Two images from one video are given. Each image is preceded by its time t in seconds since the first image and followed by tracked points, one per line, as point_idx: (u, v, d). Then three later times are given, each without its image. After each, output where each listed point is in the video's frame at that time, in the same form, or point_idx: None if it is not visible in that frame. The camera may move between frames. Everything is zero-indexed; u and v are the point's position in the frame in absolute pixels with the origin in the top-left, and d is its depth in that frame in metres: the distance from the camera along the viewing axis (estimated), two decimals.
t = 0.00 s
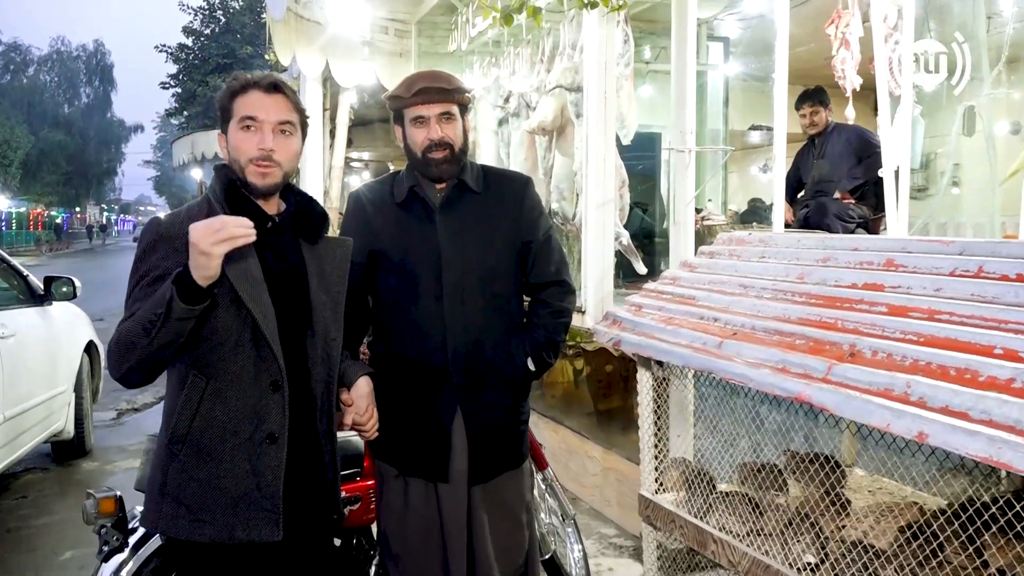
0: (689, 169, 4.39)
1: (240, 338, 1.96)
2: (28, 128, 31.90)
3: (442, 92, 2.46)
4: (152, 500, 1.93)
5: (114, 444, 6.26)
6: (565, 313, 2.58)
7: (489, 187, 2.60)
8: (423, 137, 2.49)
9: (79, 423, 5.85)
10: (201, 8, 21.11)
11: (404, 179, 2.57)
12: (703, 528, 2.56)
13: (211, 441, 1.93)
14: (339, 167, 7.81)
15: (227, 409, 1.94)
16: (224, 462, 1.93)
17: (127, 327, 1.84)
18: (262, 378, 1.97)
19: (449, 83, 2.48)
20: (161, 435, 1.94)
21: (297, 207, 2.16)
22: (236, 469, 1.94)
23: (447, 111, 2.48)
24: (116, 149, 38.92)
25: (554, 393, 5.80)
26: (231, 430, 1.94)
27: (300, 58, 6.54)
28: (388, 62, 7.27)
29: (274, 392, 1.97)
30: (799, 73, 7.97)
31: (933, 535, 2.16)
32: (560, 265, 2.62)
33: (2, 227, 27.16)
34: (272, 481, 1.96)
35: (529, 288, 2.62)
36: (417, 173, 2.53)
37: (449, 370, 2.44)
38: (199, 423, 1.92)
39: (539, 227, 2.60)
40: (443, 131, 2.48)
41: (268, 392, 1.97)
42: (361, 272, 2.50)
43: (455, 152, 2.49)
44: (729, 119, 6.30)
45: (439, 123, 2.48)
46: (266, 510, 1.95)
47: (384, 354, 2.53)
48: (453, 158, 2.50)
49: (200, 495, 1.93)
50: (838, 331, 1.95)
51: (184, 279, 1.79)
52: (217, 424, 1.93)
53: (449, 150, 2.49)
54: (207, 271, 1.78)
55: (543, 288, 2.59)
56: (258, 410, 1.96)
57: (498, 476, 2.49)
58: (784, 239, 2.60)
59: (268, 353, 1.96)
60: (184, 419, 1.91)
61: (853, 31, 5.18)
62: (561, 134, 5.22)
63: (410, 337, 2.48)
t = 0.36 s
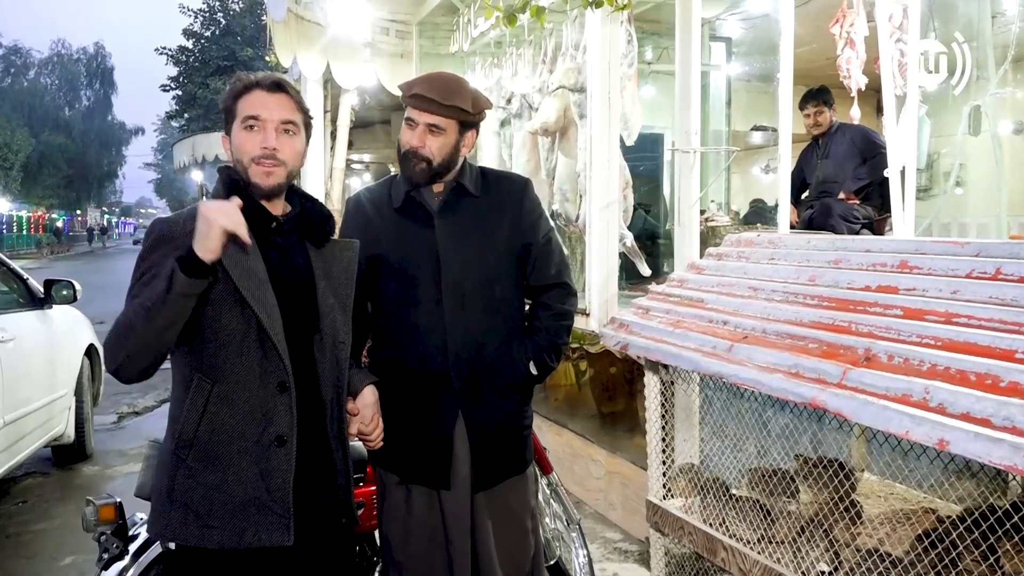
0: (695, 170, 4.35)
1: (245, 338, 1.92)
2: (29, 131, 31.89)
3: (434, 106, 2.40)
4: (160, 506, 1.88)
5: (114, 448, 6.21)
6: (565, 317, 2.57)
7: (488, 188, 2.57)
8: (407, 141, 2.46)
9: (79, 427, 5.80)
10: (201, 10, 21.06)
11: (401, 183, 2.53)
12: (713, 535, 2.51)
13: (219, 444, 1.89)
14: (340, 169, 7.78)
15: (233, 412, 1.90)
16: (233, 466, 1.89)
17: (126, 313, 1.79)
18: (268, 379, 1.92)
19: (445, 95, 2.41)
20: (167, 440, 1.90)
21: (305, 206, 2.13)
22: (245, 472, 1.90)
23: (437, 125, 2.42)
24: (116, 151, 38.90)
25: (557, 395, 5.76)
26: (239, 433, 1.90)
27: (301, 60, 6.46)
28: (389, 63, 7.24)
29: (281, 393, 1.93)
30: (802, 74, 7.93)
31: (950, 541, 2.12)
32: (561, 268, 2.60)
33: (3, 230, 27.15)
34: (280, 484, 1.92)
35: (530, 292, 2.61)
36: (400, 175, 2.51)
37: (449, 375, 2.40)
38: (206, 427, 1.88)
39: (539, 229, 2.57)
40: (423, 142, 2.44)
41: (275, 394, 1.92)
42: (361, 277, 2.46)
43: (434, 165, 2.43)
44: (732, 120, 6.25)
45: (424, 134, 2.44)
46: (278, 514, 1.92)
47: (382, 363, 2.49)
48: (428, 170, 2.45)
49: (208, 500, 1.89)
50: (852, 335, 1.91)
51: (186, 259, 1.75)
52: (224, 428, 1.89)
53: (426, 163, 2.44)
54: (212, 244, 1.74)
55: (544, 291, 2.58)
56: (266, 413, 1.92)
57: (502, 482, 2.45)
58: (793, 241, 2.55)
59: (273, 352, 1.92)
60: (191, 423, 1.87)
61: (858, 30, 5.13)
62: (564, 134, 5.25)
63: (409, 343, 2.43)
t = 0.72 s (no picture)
0: (701, 172, 4.30)
1: (258, 341, 1.88)
2: (36, 136, 32.02)
3: (441, 114, 2.35)
4: (168, 507, 1.84)
5: (117, 453, 6.18)
6: (569, 324, 2.51)
7: (492, 194, 2.53)
8: (411, 145, 2.41)
9: (83, 432, 5.78)
10: (206, 14, 21.08)
11: (403, 188, 2.49)
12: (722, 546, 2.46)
13: (229, 448, 1.85)
14: (344, 173, 7.77)
15: (244, 415, 1.86)
16: (241, 471, 1.85)
17: (147, 341, 1.79)
18: (280, 385, 1.88)
19: (452, 103, 2.36)
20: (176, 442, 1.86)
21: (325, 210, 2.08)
22: (252, 478, 1.85)
23: (444, 133, 2.38)
24: (122, 156, 39.03)
25: (563, 400, 5.72)
26: (248, 438, 1.86)
27: (305, 64, 6.34)
28: (392, 67, 7.21)
29: (292, 400, 1.89)
30: (808, 75, 7.87)
31: (966, 554, 2.06)
32: (564, 274, 2.56)
33: (9, 236, 27.24)
34: (286, 490, 1.88)
35: (532, 298, 2.57)
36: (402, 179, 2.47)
37: (450, 383, 2.35)
38: (216, 428, 1.84)
39: (542, 235, 2.53)
40: (428, 150, 2.39)
41: (286, 400, 1.88)
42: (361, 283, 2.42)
43: (438, 174, 2.39)
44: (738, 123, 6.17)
45: (429, 141, 2.39)
46: (284, 521, 1.87)
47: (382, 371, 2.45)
48: (433, 177, 2.41)
49: (216, 503, 1.84)
50: (865, 341, 1.85)
51: (200, 318, 1.73)
52: (235, 430, 1.85)
53: (431, 170, 2.40)
54: (216, 318, 1.69)
55: (548, 298, 2.53)
56: (275, 418, 1.87)
57: (507, 491, 2.40)
58: (802, 244, 2.50)
59: (287, 358, 1.88)
60: (201, 424, 1.83)
61: (866, 30, 5.08)
62: (569, 136, 5.21)
63: (408, 350, 2.39)
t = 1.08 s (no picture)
0: (712, 177, 4.23)
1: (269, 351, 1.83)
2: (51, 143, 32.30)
3: (449, 118, 2.32)
4: (182, 526, 1.79)
5: (125, 460, 6.16)
6: (582, 333, 2.45)
7: (502, 199, 2.48)
8: (421, 150, 2.38)
9: (90, 439, 5.75)
10: (219, 21, 21.18)
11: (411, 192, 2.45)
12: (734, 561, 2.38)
13: (243, 462, 1.79)
14: (353, 179, 7.75)
15: (258, 428, 1.80)
16: (257, 485, 1.79)
17: (173, 361, 1.74)
18: (293, 395, 1.83)
19: (461, 107, 2.33)
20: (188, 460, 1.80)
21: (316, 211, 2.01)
22: (268, 492, 1.80)
23: (452, 137, 2.34)
24: (136, 162, 39.30)
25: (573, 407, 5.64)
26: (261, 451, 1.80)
27: (313, 69, 6.44)
28: (402, 72, 7.18)
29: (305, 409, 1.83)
30: (822, 79, 7.77)
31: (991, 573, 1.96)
32: (577, 281, 2.49)
33: (24, 241, 27.45)
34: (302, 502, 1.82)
35: (545, 305, 2.51)
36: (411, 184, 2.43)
37: (456, 393, 2.29)
38: (230, 443, 1.79)
39: (554, 241, 2.47)
40: (438, 154, 2.36)
41: (298, 410, 1.83)
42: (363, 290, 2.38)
43: (448, 178, 2.35)
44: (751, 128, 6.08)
45: (439, 146, 2.36)
46: (302, 534, 1.81)
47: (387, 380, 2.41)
48: (444, 181, 2.37)
49: (232, 520, 1.78)
50: (883, 350, 1.78)
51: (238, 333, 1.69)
52: (248, 444, 1.79)
53: (441, 173, 2.36)
54: (256, 334, 1.66)
55: (560, 306, 2.47)
56: (287, 429, 1.82)
57: (518, 504, 2.33)
58: (818, 250, 2.43)
59: (299, 367, 1.84)
60: (214, 440, 1.78)
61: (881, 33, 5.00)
62: (579, 141, 5.14)
63: (414, 359, 2.34)
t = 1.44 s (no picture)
0: (728, 180, 4.13)
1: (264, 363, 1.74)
2: (70, 147, 32.64)
3: (472, 117, 2.27)
4: (185, 564, 1.62)
5: (136, 465, 6.14)
6: (607, 342, 2.38)
7: (526, 202, 2.40)
8: (443, 150, 2.33)
9: (101, 444, 5.73)
10: (235, 26, 21.30)
11: (433, 194, 2.38)
12: None
13: (251, 485, 1.67)
14: (365, 182, 7.73)
15: (264, 447, 1.70)
16: (266, 506, 1.68)
17: (187, 383, 1.57)
18: (292, 408, 1.76)
19: (483, 104, 2.28)
20: (186, 488, 1.65)
21: (285, 211, 1.90)
22: (279, 512, 1.70)
23: (475, 136, 2.29)
24: (153, 166, 39.61)
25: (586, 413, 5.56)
26: (269, 471, 1.69)
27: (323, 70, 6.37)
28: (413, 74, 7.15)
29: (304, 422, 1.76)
30: (840, 80, 7.66)
31: None
32: (603, 288, 2.41)
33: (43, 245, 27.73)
34: (312, 519, 1.75)
35: (569, 312, 2.44)
36: (432, 186, 2.37)
37: (476, 403, 2.23)
38: (236, 467, 1.67)
39: (580, 247, 2.38)
40: (461, 154, 2.30)
41: (299, 423, 1.75)
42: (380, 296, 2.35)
43: (474, 177, 2.30)
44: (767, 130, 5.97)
45: (461, 145, 2.30)
46: (314, 553, 1.74)
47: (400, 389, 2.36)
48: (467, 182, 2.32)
49: (243, 548, 1.66)
50: (909, 362, 1.69)
51: (264, 341, 1.58)
52: (255, 466, 1.68)
53: (465, 173, 2.30)
54: (286, 338, 1.56)
55: (585, 314, 2.40)
56: (290, 443, 1.75)
57: (537, 519, 2.29)
58: (839, 255, 2.34)
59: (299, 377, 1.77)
60: (218, 464, 1.65)
61: (901, 32, 4.89)
62: (591, 143, 5.07)
63: (432, 367, 2.28)
